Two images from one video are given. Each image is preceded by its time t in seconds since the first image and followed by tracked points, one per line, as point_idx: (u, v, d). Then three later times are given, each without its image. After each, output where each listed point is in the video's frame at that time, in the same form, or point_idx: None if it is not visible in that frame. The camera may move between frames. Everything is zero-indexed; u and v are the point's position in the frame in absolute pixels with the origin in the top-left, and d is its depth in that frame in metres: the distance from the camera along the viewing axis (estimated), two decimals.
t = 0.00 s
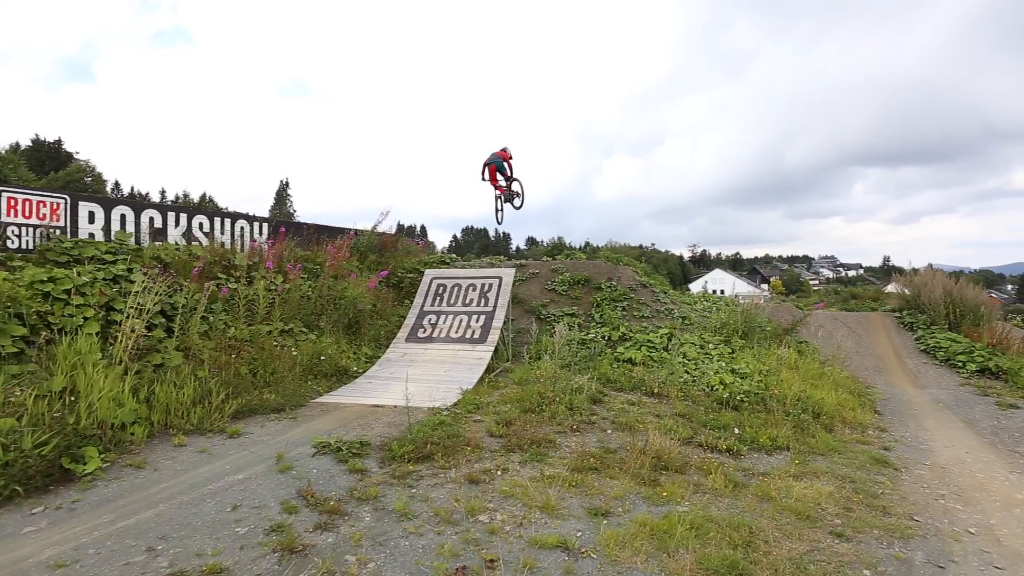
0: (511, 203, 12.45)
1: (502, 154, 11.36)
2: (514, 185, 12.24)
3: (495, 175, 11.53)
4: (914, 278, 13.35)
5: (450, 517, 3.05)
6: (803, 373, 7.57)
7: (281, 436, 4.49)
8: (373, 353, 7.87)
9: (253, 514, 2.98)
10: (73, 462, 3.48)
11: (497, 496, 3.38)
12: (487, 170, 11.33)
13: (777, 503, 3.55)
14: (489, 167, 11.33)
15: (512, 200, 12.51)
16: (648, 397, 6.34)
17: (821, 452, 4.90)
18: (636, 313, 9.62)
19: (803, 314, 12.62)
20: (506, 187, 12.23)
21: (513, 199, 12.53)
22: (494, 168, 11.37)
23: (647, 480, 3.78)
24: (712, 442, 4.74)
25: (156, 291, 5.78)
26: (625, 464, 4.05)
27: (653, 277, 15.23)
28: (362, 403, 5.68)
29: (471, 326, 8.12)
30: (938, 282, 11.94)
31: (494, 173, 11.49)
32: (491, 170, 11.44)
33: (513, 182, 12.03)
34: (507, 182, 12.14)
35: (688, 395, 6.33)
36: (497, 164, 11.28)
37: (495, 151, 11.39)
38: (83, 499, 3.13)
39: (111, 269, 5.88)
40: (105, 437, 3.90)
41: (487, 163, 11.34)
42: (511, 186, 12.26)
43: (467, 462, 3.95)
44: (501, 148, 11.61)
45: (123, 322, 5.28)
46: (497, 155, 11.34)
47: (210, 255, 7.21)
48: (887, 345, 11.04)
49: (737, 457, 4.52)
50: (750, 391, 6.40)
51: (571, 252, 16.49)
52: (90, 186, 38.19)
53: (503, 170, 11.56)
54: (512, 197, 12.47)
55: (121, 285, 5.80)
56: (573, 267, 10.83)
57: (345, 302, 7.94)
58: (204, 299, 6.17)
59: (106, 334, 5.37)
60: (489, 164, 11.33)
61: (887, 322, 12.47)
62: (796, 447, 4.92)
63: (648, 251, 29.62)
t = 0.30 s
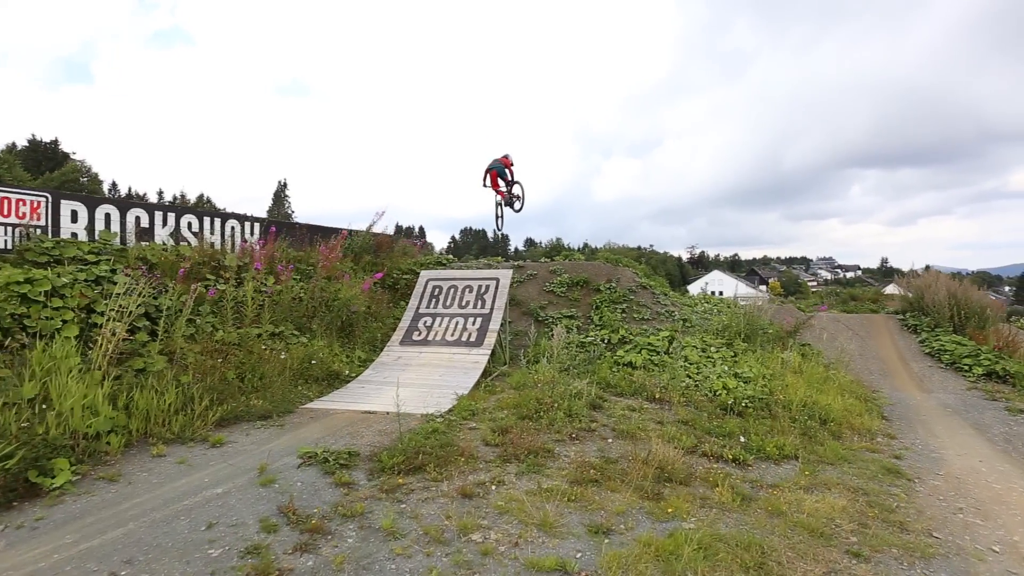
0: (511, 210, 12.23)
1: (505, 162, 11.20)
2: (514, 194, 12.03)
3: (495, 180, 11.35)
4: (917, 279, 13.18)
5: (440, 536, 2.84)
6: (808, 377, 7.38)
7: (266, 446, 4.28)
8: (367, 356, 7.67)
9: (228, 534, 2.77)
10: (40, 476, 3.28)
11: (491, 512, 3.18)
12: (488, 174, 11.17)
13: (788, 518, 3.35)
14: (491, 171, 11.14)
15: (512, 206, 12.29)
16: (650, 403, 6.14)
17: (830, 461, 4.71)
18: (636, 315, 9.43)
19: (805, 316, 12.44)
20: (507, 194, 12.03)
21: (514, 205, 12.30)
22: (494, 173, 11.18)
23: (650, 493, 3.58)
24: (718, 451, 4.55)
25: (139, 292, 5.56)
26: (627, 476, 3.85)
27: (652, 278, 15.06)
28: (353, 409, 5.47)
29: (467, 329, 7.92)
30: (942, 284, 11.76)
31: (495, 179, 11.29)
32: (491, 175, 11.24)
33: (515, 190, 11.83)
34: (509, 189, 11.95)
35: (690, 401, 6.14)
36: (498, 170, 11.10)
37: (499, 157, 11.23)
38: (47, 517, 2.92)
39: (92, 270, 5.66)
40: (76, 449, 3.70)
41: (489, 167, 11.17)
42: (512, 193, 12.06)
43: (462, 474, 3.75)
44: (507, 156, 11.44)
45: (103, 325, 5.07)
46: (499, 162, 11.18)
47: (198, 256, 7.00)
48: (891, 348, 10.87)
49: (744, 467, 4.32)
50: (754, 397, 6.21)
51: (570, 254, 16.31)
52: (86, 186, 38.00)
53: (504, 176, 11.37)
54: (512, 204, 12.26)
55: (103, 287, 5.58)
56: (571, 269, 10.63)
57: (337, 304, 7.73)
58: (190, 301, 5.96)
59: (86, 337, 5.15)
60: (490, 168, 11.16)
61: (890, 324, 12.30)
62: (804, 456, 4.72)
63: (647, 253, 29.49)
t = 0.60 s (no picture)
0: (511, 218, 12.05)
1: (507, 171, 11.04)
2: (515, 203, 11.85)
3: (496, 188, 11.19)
4: (920, 283, 13.00)
5: (430, 559, 2.64)
6: (813, 383, 7.18)
7: (250, 457, 4.08)
8: (361, 360, 7.47)
9: (200, 558, 2.56)
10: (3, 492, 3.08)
11: (485, 531, 2.97)
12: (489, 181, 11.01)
13: (801, 537, 3.15)
14: (493, 179, 10.97)
15: (512, 215, 12.10)
16: (651, 409, 5.95)
17: (840, 472, 4.51)
18: (636, 319, 9.24)
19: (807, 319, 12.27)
20: (508, 202, 11.85)
21: (514, 213, 12.10)
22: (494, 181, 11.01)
23: (654, 510, 3.38)
24: (724, 461, 4.36)
25: (122, 295, 5.35)
26: (628, 490, 3.66)
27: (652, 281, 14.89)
28: (344, 417, 5.27)
29: (463, 333, 7.72)
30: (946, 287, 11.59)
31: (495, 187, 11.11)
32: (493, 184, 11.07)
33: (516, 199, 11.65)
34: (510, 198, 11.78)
35: (693, 408, 5.95)
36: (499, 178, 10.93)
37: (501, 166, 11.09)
38: (7, 539, 2.71)
39: (74, 272, 5.45)
40: (45, 461, 3.50)
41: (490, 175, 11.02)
42: (513, 202, 11.89)
43: (454, 489, 3.55)
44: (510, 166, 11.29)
45: (82, 329, 4.86)
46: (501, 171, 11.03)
47: (186, 258, 6.81)
48: (895, 352, 10.68)
49: (751, 480, 4.12)
50: (758, 404, 6.02)
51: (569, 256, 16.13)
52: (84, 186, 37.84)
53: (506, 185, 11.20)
54: (512, 212, 12.08)
55: (84, 289, 5.37)
56: (571, 271, 10.44)
57: (330, 307, 7.53)
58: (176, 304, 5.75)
59: (65, 341, 4.95)
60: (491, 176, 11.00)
61: (893, 328, 12.12)
62: (813, 467, 4.53)
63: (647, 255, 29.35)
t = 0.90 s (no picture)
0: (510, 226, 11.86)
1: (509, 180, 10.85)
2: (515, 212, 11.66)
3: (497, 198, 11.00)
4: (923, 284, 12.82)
5: None
6: (818, 387, 6.99)
7: (231, 467, 3.87)
8: (353, 363, 7.26)
9: None
10: None
11: (477, 551, 2.77)
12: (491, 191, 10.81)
13: (815, 555, 2.95)
14: (495, 189, 10.77)
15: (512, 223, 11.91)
16: (652, 415, 5.76)
17: (851, 482, 4.32)
18: (636, 321, 9.04)
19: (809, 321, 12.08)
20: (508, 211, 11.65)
21: (513, 219, 11.90)
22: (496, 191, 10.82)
23: (657, 525, 3.17)
24: (729, 470, 4.16)
25: (101, 297, 5.14)
26: (630, 503, 3.46)
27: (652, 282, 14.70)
28: (333, 423, 5.07)
29: (458, 336, 7.52)
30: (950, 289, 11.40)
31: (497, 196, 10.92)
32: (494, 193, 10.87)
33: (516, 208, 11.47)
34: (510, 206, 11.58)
35: (696, 413, 5.76)
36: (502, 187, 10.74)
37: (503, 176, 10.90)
38: None
39: (52, 273, 5.23)
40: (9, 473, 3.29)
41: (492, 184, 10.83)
42: (513, 210, 11.69)
43: (445, 503, 3.34)
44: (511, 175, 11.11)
45: (58, 333, 4.65)
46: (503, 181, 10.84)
47: (173, 258, 6.60)
48: (898, 355, 10.49)
49: (758, 491, 3.93)
50: (763, 409, 5.82)
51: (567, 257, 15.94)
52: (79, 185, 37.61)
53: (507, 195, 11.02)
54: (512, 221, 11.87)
55: (63, 291, 5.15)
56: (569, 272, 10.24)
57: (322, 309, 7.33)
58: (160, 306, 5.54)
59: (42, 345, 4.74)
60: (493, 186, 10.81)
61: (896, 330, 11.93)
62: (822, 476, 4.34)
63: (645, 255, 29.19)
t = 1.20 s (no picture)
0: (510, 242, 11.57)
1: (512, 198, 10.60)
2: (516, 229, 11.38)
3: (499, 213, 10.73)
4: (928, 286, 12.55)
5: None
6: (826, 392, 6.70)
7: (197, 484, 3.55)
8: (340, 368, 6.95)
9: None
10: None
11: None
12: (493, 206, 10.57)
13: None
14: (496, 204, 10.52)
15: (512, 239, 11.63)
16: (654, 423, 5.46)
17: (868, 497, 4.02)
18: (636, 324, 8.75)
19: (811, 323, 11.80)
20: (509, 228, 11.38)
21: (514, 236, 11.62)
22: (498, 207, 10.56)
23: (663, 551, 2.86)
24: (738, 485, 3.85)
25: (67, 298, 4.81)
26: (632, 524, 3.15)
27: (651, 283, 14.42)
28: (315, 432, 4.75)
29: (450, 340, 7.20)
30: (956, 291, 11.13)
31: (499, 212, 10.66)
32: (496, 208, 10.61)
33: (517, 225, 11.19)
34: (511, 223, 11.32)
35: (700, 421, 5.46)
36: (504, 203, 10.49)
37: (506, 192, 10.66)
38: None
39: (15, 273, 4.90)
40: None
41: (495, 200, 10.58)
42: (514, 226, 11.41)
43: (428, 525, 3.02)
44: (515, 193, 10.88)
45: (17, 337, 4.32)
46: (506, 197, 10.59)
47: (149, 258, 6.28)
48: (904, 358, 10.21)
49: (771, 508, 3.63)
50: (770, 417, 5.53)
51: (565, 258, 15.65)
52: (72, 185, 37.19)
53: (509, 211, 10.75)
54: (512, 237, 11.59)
55: (26, 292, 4.83)
56: (567, 274, 9.94)
57: (307, 311, 7.01)
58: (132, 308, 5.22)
59: None
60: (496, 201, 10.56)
61: (900, 333, 11.66)
62: (837, 491, 4.04)
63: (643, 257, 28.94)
